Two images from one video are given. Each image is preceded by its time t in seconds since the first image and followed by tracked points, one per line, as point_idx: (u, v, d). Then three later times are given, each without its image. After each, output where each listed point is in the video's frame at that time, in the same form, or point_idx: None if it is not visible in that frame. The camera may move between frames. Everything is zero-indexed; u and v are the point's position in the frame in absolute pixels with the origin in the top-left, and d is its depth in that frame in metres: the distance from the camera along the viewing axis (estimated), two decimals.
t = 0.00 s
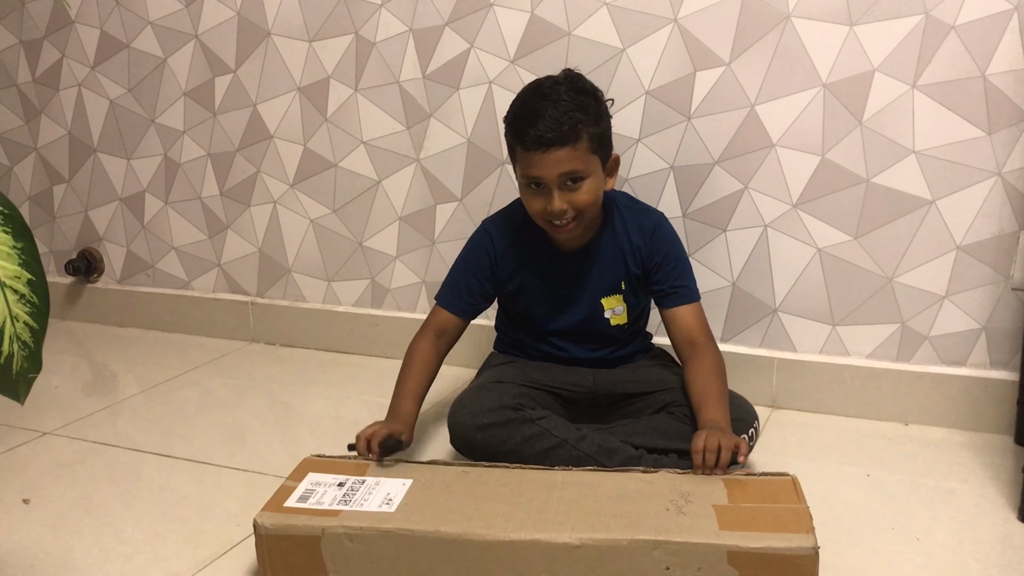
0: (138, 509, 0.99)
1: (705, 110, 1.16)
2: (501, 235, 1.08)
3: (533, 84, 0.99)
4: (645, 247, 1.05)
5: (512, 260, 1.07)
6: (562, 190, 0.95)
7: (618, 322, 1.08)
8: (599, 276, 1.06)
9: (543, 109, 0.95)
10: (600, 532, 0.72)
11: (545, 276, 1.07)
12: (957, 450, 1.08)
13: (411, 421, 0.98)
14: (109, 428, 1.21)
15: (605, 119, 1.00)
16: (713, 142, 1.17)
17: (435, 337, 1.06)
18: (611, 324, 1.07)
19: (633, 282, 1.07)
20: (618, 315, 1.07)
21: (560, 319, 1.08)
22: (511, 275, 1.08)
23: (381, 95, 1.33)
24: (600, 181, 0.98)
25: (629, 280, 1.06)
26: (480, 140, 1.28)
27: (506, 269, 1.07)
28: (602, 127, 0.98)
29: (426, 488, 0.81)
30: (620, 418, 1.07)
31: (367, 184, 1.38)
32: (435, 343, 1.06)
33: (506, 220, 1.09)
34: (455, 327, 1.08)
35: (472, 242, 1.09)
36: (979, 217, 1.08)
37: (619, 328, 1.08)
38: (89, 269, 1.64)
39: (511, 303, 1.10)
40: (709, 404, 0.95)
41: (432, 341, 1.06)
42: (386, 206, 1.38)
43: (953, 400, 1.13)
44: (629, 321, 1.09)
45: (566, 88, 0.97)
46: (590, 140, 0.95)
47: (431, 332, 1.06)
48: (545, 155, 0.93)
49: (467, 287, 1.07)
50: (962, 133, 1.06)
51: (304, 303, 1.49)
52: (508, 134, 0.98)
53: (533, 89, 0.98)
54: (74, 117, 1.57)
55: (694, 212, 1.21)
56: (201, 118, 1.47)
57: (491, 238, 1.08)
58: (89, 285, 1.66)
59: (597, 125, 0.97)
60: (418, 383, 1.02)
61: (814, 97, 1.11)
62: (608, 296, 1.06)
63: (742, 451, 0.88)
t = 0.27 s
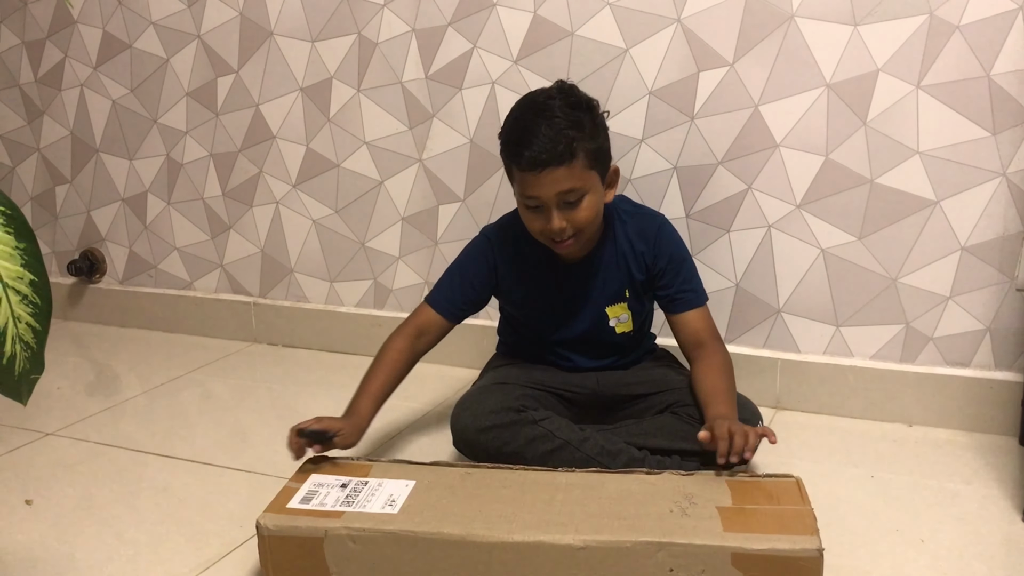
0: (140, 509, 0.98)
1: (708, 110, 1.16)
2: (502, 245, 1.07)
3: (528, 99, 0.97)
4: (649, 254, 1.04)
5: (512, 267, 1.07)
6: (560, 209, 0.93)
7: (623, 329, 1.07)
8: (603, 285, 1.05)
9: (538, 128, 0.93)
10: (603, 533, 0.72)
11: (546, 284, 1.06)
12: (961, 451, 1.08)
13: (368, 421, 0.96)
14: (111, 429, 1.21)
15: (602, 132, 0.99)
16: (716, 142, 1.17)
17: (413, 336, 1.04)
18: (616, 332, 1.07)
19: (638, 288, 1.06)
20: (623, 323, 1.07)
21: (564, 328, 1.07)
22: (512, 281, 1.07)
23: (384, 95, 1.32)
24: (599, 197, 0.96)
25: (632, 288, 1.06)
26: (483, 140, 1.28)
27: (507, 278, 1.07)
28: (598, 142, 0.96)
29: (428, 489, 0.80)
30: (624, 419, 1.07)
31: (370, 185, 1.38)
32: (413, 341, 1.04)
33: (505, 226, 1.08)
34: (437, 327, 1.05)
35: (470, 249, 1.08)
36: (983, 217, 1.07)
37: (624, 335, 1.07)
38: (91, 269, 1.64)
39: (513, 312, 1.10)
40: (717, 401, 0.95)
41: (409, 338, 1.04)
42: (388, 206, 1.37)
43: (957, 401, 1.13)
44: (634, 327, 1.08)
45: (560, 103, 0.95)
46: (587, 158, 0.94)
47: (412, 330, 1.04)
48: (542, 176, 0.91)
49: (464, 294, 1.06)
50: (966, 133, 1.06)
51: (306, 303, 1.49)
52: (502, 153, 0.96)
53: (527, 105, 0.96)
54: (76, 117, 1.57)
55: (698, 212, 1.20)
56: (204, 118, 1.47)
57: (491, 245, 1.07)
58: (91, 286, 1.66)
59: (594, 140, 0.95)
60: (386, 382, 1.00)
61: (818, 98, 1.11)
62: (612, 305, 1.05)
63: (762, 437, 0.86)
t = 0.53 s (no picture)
0: (141, 509, 0.98)
1: (710, 110, 1.16)
2: (493, 257, 1.05)
3: (520, 113, 0.96)
4: (642, 259, 1.02)
5: (504, 278, 1.05)
6: (542, 231, 0.92)
7: (618, 340, 1.06)
8: (596, 298, 1.04)
9: (525, 148, 0.91)
10: (605, 533, 0.72)
11: (538, 295, 1.05)
12: (963, 452, 1.08)
13: (341, 433, 0.92)
14: (113, 429, 1.21)
15: (594, 153, 0.97)
16: (718, 143, 1.17)
17: (397, 343, 1.01)
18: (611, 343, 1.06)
19: (632, 297, 1.04)
20: (618, 334, 1.06)
21: (558, 340, 1.06)
22: (505, 291, 1.06)
23: (385, 96, 1.32)
24: (585, 220, 0.95)
25: (626, 300, 1.04)
26: (484, 140, 1.28)
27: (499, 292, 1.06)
28: (588, 165, 0.94)
29: (429, 488, 0.80)
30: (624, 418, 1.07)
31: (371, 185, 1.38)
32: (397, 348, 1.01)
33: (496, 233, 1.06)
34: (422, 333, 1.02)
35: (459, 261, 1.06)
36: (985, 217, 1.07)
37: (620, 345, 1.07)
38: (93, 269, 1.64)
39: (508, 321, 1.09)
40: (761, 407, 0.89)
41: (393, 344, 1.01)
42: (390, 206, 1.38)
43: (959, 401, 1.13)
44: (629, 337, 1.08)
45: (551, 122, 0.93)
46: (573, 182, 0.92)
47: (395, 337, 1.01)
48: (525, 198, 0.90)
49: (454, 306, 1.04)
50: (968, 133, 1.06)
51: (308, 303, 1.49)
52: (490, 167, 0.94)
53: (519, 120, 0.94)
54: (78, 118, 1.57)
55: (699, 212, 1.20)
56: (206, 119, 1.47)
57: (482, 256, 1.05)
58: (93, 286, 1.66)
59: (583, 163, 0.93)
60: (363, 392, 0.97)
61: (820, 97, 1.11)
62: (606, 318, 1.04)
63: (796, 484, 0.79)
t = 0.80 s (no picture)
0: (144, 508, 0.99)
1: (713, 110, 1.16)
2: (496, 258, 1.05)
3: (526, 110, 0.95)
4: (646, 262, 1.02)
5: (507, 278, 1.05)
6: (556, 222, 0.92)
7: (622, 341, 1.06)
8: (600, 298, 1.04)
9: (536, 139, 0.91)
10: (608, 530, 0.72)
11: (541, 295, 1.05)
12: (966, 452, 1.08)
13: (346, 435, 0.92)
14: (115, 428, 1.21)
15: (602, 144, 0.97)
16: (720, 142, 1.17)
17: (401, 346, 1.01)
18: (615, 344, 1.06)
19: (635, 298, 1.04)
20: (621, 335, 1.06)
21: (562, 341, 1.06)
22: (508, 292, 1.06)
23: (388, 96, 1.33)
24: (596, 210, 0.95)
25: (630, 300, 1.04)
26: (487, 140, 1.28)
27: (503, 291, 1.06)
28: (598, 155, 0.95)
29: (432, 487, 0.80)
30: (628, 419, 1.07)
31: (374, 185, 1.38)
32: (401, 350, 1.01)
33: (499, 233, 1.06)
34: (426, 336, 1.02)
35: (464, 259, 1.06)
36: (988, 217, 1.07)
37: (623, 346, 1.07)
38: (95, 269, 1.64)
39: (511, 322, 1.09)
40: (765, 416, 0.89)
41: (397, 347, 1.01)
42: (392, 206, 1.38)
43: (962, 401, 1.13)
44: (633, 338, 1.07)
45: (560, 113, 0.93)
46: (585, 170, 0.92)
47: (399, 339, 1.01)
48: (540, 186, 0.90)
49: (457, 306, 1.04)
50: (971, 132, 1.05)
51: (310, 303, 1.49)
52: (499, 163, 0.94)
53: (525, 115, 0.94)
54: (81, 118, 1.58)
55: (702, 212, 1.20)
56: (209, 118, 1.47)
57: (484, 256, 1.05)
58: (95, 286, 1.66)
59: (593, 153, 0.94)
60: (367, 393, 0.97)
61: (822, 97, 1.11)
62: (609, 318, 1.04)
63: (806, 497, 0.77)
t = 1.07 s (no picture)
0: (148, 508, 0.99)
1: (715, 110, 1.16)
2: (497, 254, 1.05)
3: (537, 96, 0.97)
4: (647, 261, 1.02)
5: (508, 277, 1.05)
6: (570, 195, 0.93)
7: (623, 338, 1.06)
8: (601, 294, 1.04)
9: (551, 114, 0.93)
10: (610, 524, 0.72)
11: (542, 293, 1.05)
12: (968, 452, 1.08)
13: (349, 433, 0.92)
14: (119, 428, 1.22)
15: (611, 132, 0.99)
16: (722, 142, 1.17)
17: (405, 347, 1.01)
18: (615, 340, 1.06)
19: (636, 296, 1.04)
20: (622, 331, 1.06)
21: (562, 337, 1.06)
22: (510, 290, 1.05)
23: (391, 96, 1.33)
24: (605, 193, 0.96)
25: (630, 297, 1.04)
26: (489, 140, 1.28)
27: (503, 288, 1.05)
28: (609, 138, 0.97)
29: (435, 484, 0.81)
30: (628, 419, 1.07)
31: (376, 185, 1.38)
32: (404, 351, 1.01)
33: (502, 233, 1.07)
34: (430, 337, 1.03)
35: (465, 257, 1.06)
36: (990, 217, 1.07)
37: (623, 343, 1.07)
38: (98, 270, 1.64)
39: (512, 320, 1.09)
40: (767, 416, 0.89)
41: (401, 348, 1.01)
42: (395, 206, 1.38)
43: (964, 401, 1.13)
44: (634, 335, 1.07)
45: (573, 97, 0.96)
46: (598, 147, 0.94)
47: (404, 340, 1.02)
48: (555, 155, 0.92)
49: (458, 304, 1.04)
50: (974, 132, 1.06)
51: (313, 303, 1.49)
52: (512, 140, 0.96)
53: (539, 98, 0.97)
54: (84, 118, 1.58)
55: (704, 212, 1.20)
56: (211, 119, 1.47)
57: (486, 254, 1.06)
58: (98, 285, 1.66)
59: (604, 135, 0.96)
60: (372, 392, 0.97)
61: (824, 98, 1.11)
62: (609, 314, 1.04)
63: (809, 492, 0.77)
